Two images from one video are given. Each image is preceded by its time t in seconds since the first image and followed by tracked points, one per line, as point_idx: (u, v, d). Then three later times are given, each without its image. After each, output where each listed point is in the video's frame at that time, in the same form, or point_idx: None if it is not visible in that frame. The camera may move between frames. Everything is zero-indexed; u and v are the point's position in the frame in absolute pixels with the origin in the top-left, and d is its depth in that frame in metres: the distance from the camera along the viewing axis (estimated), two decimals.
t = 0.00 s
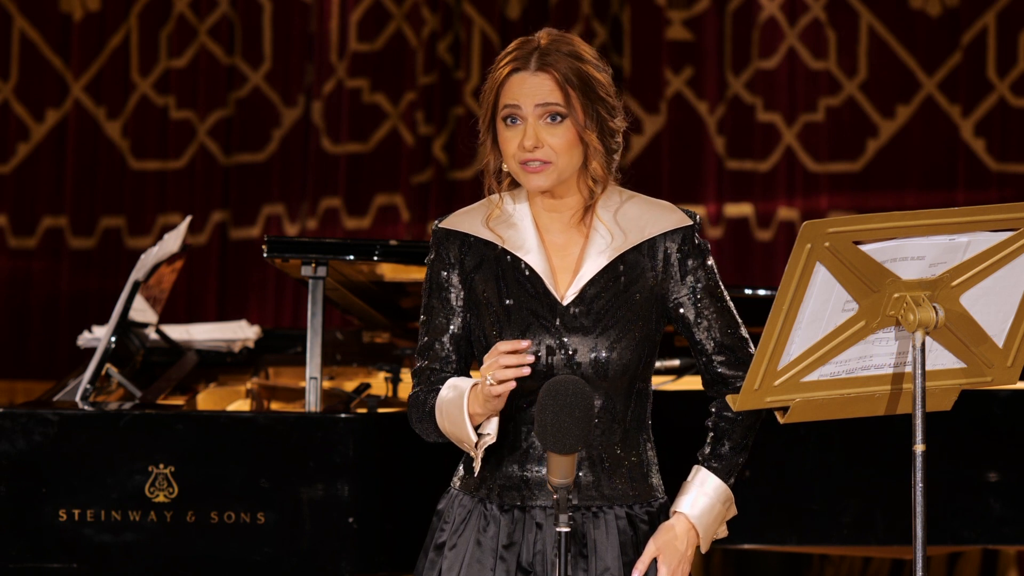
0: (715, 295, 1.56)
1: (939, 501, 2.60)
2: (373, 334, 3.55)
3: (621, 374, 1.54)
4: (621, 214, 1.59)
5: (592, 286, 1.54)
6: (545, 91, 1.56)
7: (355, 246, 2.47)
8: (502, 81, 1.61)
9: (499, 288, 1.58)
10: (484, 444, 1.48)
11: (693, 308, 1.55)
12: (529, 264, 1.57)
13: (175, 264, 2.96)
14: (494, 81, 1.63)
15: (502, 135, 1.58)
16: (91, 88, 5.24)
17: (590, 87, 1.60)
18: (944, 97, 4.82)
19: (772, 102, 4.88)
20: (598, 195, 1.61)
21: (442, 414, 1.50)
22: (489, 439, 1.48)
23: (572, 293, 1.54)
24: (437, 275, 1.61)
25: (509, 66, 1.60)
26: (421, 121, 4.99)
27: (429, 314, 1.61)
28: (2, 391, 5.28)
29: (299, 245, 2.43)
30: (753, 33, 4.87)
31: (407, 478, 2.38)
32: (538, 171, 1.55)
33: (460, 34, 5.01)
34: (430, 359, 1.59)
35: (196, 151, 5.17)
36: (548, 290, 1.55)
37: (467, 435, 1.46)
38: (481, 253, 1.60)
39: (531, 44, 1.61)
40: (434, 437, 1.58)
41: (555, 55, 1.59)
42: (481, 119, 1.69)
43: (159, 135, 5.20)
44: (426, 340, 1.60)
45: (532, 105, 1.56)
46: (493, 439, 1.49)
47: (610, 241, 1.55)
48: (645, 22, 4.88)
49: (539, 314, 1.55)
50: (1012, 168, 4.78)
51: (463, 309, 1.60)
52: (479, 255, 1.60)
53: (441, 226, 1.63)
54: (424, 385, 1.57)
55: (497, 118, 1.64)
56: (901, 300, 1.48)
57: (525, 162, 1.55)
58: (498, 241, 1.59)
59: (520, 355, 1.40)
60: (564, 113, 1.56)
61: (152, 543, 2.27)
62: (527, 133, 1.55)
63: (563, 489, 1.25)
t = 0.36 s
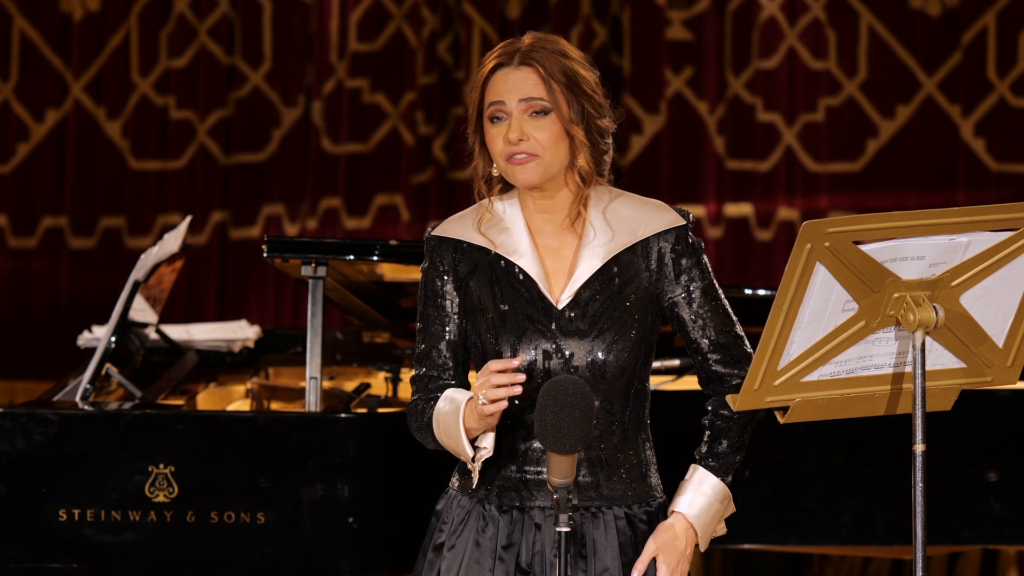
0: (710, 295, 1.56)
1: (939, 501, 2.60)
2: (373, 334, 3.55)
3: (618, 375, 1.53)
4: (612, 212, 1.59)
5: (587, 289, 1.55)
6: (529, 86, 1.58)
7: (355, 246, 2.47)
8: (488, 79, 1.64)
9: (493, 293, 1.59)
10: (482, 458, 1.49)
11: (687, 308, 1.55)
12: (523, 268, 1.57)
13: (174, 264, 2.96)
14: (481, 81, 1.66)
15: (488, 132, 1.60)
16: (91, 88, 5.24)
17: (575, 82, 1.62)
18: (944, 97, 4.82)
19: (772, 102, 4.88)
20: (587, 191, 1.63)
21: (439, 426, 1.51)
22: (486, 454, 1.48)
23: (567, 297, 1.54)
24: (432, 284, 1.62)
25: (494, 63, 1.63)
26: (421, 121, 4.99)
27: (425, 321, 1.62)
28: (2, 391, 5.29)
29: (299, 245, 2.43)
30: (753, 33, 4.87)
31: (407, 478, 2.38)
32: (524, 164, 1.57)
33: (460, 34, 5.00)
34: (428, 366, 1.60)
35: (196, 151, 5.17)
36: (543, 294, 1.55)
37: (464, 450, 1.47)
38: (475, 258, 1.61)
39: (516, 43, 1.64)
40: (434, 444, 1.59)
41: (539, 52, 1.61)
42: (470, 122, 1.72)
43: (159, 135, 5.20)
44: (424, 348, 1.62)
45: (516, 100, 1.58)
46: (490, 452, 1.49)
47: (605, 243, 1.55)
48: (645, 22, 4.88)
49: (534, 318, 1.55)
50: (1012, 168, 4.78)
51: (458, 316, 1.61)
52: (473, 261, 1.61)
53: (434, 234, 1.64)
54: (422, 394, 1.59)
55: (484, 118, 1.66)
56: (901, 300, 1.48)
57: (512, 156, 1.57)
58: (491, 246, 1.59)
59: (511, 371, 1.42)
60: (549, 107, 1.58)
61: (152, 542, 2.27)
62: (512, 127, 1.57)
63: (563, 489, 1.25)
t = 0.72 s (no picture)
0: (708, 297, 1.56)
1: (939, 501, 2.60)
2: (373, 333, 3.55)
3: (615, 376, 1.53)
4: (607, 212, 1.59)
5: (584, 290, 1.55)
6: (518, 83, 1.60)
7: (355, 246, 2.47)
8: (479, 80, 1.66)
9: (490, 294, 1.59)
10: (471, 467, 1.50)
11: (685, 309, 1.55)
12: (519, 270, 1.57)
13: (175, 264, 2.96)
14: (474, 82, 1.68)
15: (480, 132, 1.62)
16: (91, 88, 5.24)
17: (566, 79, 1.62)
18: (944, 97, 4.82)
19: (772, 102, 4.88)
20: (580, 188, 1.63)
21: (429, 431, 1.52)
22: (474, 463, 1.48)
23: (564, 298, 1.54)
24: (429, 286, 1.63)
25: (484, 63, 1.65)
26: (421, 121, 4.99)
27: (422, 323, 1.62)
28: (2, 391, 5.29)
29: (299, 245, 2.43)
30: (753, 33, 4.87)
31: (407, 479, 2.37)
32: (516, 160, 1.58)
33: (460, 34, 5.00)
34: (424, 367, 1.61)
35: (196, 151, 5.17)
36: (540, 296, 1.55)
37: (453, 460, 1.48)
38: (471, 260, 1.61)
39: (506, 44, 1.66)
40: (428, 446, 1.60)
41: (530, 50, 1.63)
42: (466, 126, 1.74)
43: (159, 135, 5.20)
44: (420, 348, 1.62)
45: (505, 97, 1.59)
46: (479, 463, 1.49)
47: (603, 245, 1.55)
48: (645, 22, 4.87)
49: (531, 319, 1.55)
50: (1013, 168, 4.78)
51: (455, 317, 1.62)
52: (469, 263, 1.61)
53: (431, 236, 1.65)
54: (415, 394, 1.59)
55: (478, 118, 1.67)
56: (901, 300, 1.48)
57: (503, 153, 1.58)
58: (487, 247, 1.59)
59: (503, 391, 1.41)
60: (539, 104, 1.59)
61: (152, 542, 2.27)
62: (502, 123, 1.58)
63: (563, 489, 1.25)
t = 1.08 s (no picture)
0: (708, 298, 1.56)
1: (938, 501, 2.60)
2: (373, 333, 3.56)
3: (614, 377, 1.53)
4: (608, 212, 1.59)
5: (582, 293, 1.55)
6: (524, 79, 1.61)
7: (355, 246, 2.47)
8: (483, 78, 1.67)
9: (489, 296, 1.59)
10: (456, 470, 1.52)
11: (683, 310, 1.55)
12: (518, 272, 1.57)
13: (174, 264, 2.96)
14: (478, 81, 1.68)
15: (483, 128, 1.62)
16: (92, 88, 5.24)
17: (570, 78, 1.63)
18: (943, 97, 4.82)
19: (772, 102, 4.88)
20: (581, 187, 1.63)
21: (418, 431, 1.54)
22: (459, 467, 1.51)
23: (563, 301, 1.54)
24: (428, 288, 1.63)
25: (488, 61, 1.66)
26: (421, 121, 4.99)
27: (420, 325, 1.63)
28: (2, 391, 5.29)
29: (299, 245, 2.43)
30: (753, 33, 4.87)
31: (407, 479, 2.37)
32: (520, 154, 1.58)
33: (460, 34, 5.00)
34: (421, 367, 1.62)
35: (196, 151, 5.17)
36: (538, 298, 1.55)
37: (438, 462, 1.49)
38: (470, 263, 1.61)
39: (510, 44, 1.67)
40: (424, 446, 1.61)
41: (535, 49, 1.64)
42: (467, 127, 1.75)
43: (159, 135, 5.20)
44: (418, 349, 1.63)
45: (511, 93, 1.60)
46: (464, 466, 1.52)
47: (601, 245, 1.55)
48: (645, 22, 4.87)
49: (530, 321, 1.55)
50: (1013, 168, 4.78)
51: (454, 320, 1.62)
52: (468, 265, 1.61)
53: (429, 238, 1.65)
54: (411, 395, 1.60)
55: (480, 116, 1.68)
56: (901, 300, 1.48)
57: (507, 147, 1.58)
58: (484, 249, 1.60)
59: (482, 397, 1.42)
60: (544, 100, 1.60)
61: (152, 542, 2.27)
62: (507, 117, 1.59)
63: (563, 489, 1.25)
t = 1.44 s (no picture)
0: (711, 300, 1.56)
1: (939, 501, 2.60)
2: (373, 333, 3.56)
3: (617, 378, 1.53)
4: (612, 215, 1.60)
5: (585, 293, 1.55)
6: (535, 84, 1.60)
7: (355, 246, 2.47)
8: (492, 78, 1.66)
9: (492, 297, 1.59)
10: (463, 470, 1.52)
11: (686, 312, 1.55)
12: (521, 272, 1.57)
13: (174, 264, 2.96)
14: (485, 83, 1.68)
15: (493, 129, 1.62)
16: (92, 88, 5.24)
17: (579, 82, 1.63)
18: (944, 97, 4.82)
19: (772, 102, 4.88)
20: (588, 194, 1.64)
21: (424, 433, 1.54)
22: (467, 467, 1.50)
23: (565, 301, 1.54)
24: (431, 287, 1.63)
25: (499, 61, 1.65)
26: (421, 121, 4.99)
27: (424, 325, 1.63)
28: (2, 391, 5.29)
29: (299, 245, 2.43)
30: (753, 33, 4.87)
31: (407, 480, 2.37)
32: (531, 160, 1.57)
33: (460, 34, 5.01)
34: (425, 369, 1.62)
35: (196, 151, 5.17)
36: (542, 299, 1.55)
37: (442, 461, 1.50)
38: (473, 263, 1.61)
39: (521, 45, 1.66)
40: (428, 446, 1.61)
41: (545, 52, 1.64)
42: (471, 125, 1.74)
43: (159, 135, 5.20)
44: (423, 350, 1.63)
45: (523, 98, 1.60)
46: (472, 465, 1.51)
47: (604, 246, 1.56)
48: (645, 22, 4.87)
49: (532, 322, 1.55)
50: (1013, 168, 4.78)
51: (457, 321, 1.62)
52: (471, 266, 1.61)
53: (433, 239, 1.65)
54: (416, 397, 1.60)
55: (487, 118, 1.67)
56: (901, 300, 1.48)
57: (518, 152, 1.58)
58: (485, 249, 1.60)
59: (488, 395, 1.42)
60: (555, 105, 1.60)
61: (152, 542, 2.27)
62: (519, 122, 1.58)
63: (563, 489, 1.25)
